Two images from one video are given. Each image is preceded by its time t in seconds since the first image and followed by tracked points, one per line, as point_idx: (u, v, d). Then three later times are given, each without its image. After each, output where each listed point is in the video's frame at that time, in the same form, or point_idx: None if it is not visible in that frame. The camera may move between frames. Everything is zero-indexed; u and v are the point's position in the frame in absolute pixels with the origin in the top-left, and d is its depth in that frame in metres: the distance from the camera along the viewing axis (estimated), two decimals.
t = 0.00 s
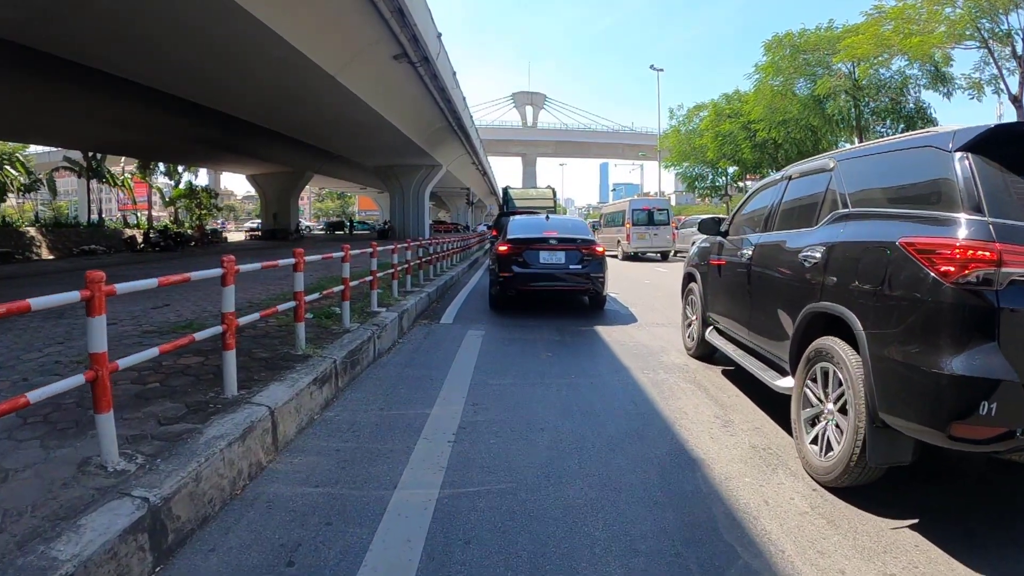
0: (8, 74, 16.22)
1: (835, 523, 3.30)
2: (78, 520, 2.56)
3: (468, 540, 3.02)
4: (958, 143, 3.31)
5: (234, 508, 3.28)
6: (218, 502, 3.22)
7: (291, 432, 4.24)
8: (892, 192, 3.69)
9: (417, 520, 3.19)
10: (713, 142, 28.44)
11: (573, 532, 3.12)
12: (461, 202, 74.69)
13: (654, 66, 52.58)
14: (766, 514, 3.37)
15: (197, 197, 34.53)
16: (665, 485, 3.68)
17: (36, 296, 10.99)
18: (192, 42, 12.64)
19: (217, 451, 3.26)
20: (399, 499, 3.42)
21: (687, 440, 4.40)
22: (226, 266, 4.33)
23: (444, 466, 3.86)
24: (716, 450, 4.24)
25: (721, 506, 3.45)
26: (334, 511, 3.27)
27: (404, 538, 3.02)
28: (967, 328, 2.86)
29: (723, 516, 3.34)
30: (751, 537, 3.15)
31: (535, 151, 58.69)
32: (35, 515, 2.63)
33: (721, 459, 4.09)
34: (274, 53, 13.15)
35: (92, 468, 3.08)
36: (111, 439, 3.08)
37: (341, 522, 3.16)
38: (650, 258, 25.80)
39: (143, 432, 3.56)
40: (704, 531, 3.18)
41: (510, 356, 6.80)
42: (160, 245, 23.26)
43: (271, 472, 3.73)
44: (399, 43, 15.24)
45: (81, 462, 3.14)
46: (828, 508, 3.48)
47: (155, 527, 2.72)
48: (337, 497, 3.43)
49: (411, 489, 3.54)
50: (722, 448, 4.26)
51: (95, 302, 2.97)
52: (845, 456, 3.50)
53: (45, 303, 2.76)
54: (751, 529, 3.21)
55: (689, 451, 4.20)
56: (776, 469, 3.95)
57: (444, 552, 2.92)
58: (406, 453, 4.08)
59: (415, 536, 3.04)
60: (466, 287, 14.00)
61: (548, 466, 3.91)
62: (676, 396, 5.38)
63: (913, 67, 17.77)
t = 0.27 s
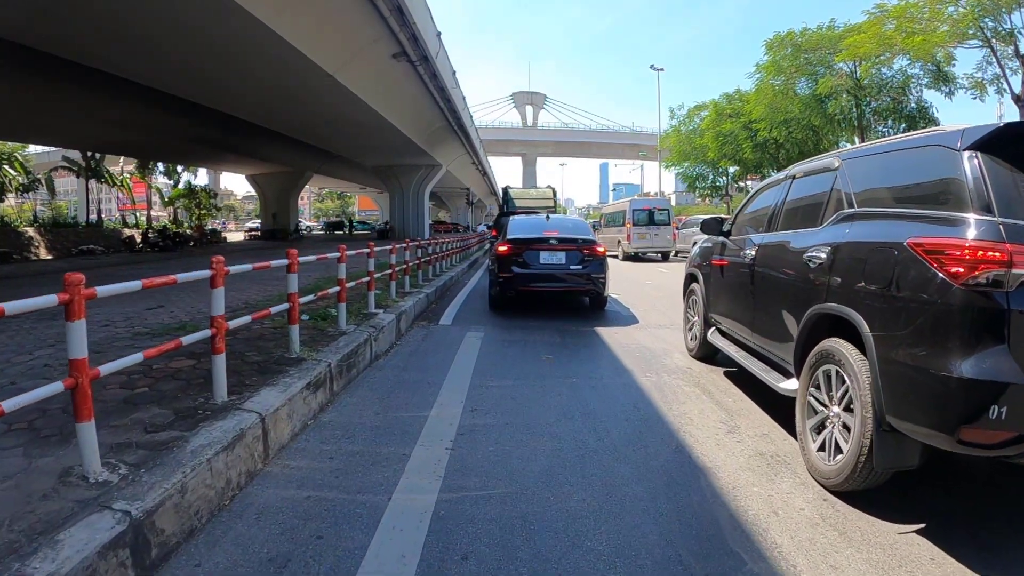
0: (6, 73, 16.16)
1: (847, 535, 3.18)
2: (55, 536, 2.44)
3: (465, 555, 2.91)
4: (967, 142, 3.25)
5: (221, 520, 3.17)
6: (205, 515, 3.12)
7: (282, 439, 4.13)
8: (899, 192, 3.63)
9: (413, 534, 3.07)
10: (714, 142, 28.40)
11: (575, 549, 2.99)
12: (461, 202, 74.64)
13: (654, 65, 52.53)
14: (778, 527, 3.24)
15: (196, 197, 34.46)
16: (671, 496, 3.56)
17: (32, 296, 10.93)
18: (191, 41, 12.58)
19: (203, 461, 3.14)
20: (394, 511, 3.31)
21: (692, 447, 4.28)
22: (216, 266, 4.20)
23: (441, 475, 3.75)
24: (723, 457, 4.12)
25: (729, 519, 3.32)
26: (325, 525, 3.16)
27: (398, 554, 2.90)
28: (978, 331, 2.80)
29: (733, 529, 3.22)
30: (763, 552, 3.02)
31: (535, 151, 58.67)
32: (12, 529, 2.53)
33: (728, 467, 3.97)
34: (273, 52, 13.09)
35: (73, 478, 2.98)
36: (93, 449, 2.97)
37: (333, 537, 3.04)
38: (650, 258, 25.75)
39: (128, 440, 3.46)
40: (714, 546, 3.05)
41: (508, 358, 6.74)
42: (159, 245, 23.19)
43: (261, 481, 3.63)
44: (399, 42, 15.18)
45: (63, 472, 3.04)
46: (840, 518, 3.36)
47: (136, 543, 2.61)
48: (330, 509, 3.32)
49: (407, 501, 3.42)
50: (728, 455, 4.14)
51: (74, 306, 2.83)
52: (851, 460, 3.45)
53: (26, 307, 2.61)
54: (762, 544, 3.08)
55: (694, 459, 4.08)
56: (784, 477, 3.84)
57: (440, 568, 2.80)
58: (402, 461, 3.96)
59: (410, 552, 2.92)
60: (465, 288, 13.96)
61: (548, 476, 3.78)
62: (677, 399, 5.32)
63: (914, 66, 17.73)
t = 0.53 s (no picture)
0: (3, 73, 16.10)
1: (862, 550, 3.04)
2: (29, 554, 2.35)
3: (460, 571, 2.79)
4: (977, 141, 3.18)
5: (207, 533, 3.08)
6: (190, 528, 3.03)
7: (273, 448, 4.03)
8: (907, 191, 3.56)
9: (407, 549, 2.95)
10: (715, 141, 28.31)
11: (575, 564, 2.87)
12: (461, 202, 74.57)
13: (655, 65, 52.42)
14: (789, 542, 3.11)
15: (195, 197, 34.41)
16: (676, 507, 3.45)
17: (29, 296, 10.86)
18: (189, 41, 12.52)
19: (187, 473, 3.05)
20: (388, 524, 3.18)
21: (698, 455, 4.18)
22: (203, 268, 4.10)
23: (437, 484, 3.64)
24: (730, 466, 4.01)
25: (739, 533, 3.20)
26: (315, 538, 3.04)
27: (391, 570, 2.77)
28: (989, 334, 2.73)
29: (742, 544, 3.09)
30: (771, 565, 2.92)
31: (535, 151, 58.61)
32: None
33: (736, 476, 3.86)
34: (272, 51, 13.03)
35: (52, 490, 2.89)
36: (71, 460, 2.89)
37: (322, 553, 2.91)
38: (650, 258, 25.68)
39: (110, 449, 3.38)
40: (723, 562, 2.92)
41: (507, 361, 6.67)
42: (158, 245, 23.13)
43: (250, 491, 3.55)
44: (398, 40, 15.10)
45: (42, 483, 2.96)
46: (853, 531, 3.22)
47: (114, 560, 2.52)
48: (320, 521, 3.21)
49: (401, 513, 3.30)
50: (736, 464, 4.03)
51: (48, 312, 2.75)
52: (857, 464, 3.38)
53: (13, 309, 2.53)
54: (774, 559, 2.96)
55: (701, 468, 3.97)
56: (790, 485, 3.75)
57: None
58: (397, 471, 3.84)
59: (402, 570, 2.78)
60: (464, 288, 13.89)
61: (547, 485, 3.67)
62: (678, 403, 5.26)
63: (917, 65, 17.65)
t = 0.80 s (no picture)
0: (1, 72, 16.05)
1: (873, 561, 2.95)
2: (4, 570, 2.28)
3: None
4: (986, 140, 3.12)
5: (193, 546, 3.00)
6: (175, 541, 2.95)
7: (263, 456, 3.95)
8: (914, 190, 3.50)
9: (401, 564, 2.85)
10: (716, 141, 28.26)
11: None
12: (462, 202, 74.52)
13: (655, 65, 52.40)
14: (802, 556, 2.99)
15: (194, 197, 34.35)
16: (683, 518, 3.36)
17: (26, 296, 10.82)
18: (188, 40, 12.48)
19: (172, 483, 2.98)
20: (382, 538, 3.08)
21: (703, 463, 4.09)
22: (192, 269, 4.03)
23: (433, 495, 3.55)
24: (732, 472, 3.95)
25: (749, 546, 3.09)
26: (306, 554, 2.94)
27: None
28: (1000, 336, 2.67)
29: (750, 556, 3.00)
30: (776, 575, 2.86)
31: (535, 151, 58.58)
32: None
33: (742, 484, 3.77)
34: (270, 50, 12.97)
35: (31, 501, 2.82)
36: (50, 470, 2.81)
37: (311, 569, 2.82)
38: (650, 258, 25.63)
39: (94, 458, 3.31)
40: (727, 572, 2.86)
41: (506, 363, 6.62)
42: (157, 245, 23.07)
43: (239, 501, 3.48)
44: (398, 39, 15.04)
45: (22, 492, 2.89)
46: (867, 544, 3.11)
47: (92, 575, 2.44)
48: (311, 533, 3.13)
49: (395, 526, 3.20)
50: (744, 473, 3.93)
51: (24, 316, 2.69)
52: (864, 468, 3.32)
53: None
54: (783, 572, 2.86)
55: (706, 477, 3.88)
56: (795, 490, 3.70)
57: None
58: (392, 479, 3.76)
59: None
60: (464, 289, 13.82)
61: (546, 495, 3.59)
62: (680, 406, 5.19)
63: (919, 64, 17.60)
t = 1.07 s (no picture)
0: None
1: (880, 569, 2.90)
2: None
3: None
4: (996, 138, 3.05)
5: (177, 560, 2.93)
6: (157, 556, 2.88)
7: (253, 465, 3.88)
8: (923, 189, 3.44)
9: None
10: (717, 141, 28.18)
11: None
12: (462, 202, 74.44)
13: (656, 65, 52.33)
14: (816, 572, 2.88)
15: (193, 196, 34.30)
16: (688, 531, 3.27)
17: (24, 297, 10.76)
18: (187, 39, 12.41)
19: (154, 496, 2.91)
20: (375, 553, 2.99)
21: (704, 470, 4.03)
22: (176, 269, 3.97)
23: (428, 505, 3.47)
24: (734, 480, 3.88)
25: (753, 557, 3.03)
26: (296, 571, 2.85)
27: None
28: (1012, 340, 2.61)
29: (755, 568, 2.94)
30: None
31: (535, 150, 58.51)
32: None
33: (744, 492, 3.71)
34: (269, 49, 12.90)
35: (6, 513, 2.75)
36: (26, 482, 2.74)
37: None
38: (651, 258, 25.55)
39: (75, 468, 3.24)
40: None
41: (505, 365, 6.55)
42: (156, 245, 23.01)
43: (226, 512, 3.41)
44: (397, 38, 14.98)
45: None
46: (873, 551, 3.05)
47: None
48: (301, 548, 3.05)
49: (390, 538, 3.12)
50: (751, 483, 3.84)
51: None
52: (871, 473, 3.26)
53: None
54: None
55: (707, 484, 3.82)
56: (799, 496, 3.64)
57: None
58: (387, 489, 3.67)
59: None
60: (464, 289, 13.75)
61: (544, 506, 3.50)
62: (682, 410, 5.13)
63: (921, 64, 17.53)
